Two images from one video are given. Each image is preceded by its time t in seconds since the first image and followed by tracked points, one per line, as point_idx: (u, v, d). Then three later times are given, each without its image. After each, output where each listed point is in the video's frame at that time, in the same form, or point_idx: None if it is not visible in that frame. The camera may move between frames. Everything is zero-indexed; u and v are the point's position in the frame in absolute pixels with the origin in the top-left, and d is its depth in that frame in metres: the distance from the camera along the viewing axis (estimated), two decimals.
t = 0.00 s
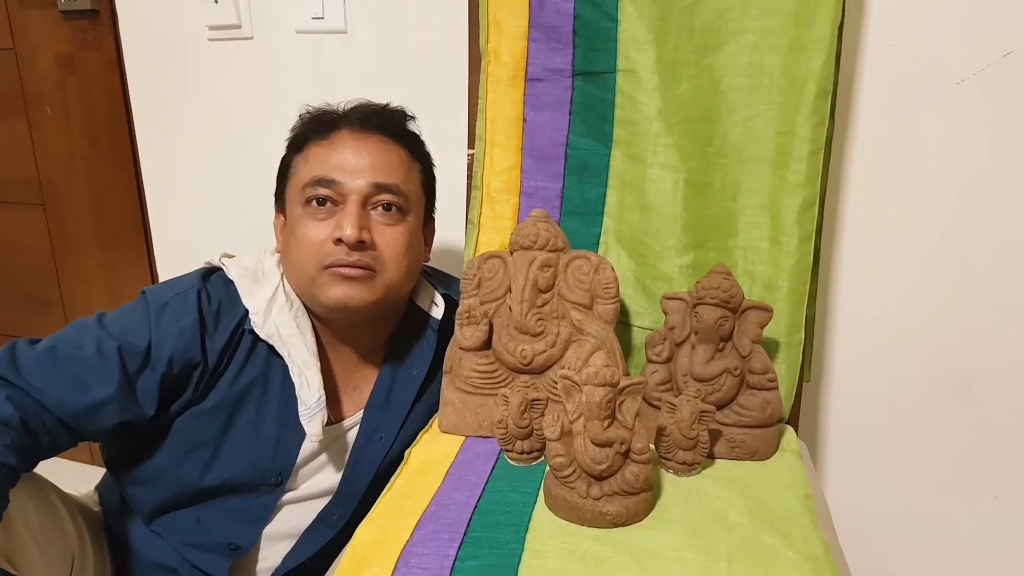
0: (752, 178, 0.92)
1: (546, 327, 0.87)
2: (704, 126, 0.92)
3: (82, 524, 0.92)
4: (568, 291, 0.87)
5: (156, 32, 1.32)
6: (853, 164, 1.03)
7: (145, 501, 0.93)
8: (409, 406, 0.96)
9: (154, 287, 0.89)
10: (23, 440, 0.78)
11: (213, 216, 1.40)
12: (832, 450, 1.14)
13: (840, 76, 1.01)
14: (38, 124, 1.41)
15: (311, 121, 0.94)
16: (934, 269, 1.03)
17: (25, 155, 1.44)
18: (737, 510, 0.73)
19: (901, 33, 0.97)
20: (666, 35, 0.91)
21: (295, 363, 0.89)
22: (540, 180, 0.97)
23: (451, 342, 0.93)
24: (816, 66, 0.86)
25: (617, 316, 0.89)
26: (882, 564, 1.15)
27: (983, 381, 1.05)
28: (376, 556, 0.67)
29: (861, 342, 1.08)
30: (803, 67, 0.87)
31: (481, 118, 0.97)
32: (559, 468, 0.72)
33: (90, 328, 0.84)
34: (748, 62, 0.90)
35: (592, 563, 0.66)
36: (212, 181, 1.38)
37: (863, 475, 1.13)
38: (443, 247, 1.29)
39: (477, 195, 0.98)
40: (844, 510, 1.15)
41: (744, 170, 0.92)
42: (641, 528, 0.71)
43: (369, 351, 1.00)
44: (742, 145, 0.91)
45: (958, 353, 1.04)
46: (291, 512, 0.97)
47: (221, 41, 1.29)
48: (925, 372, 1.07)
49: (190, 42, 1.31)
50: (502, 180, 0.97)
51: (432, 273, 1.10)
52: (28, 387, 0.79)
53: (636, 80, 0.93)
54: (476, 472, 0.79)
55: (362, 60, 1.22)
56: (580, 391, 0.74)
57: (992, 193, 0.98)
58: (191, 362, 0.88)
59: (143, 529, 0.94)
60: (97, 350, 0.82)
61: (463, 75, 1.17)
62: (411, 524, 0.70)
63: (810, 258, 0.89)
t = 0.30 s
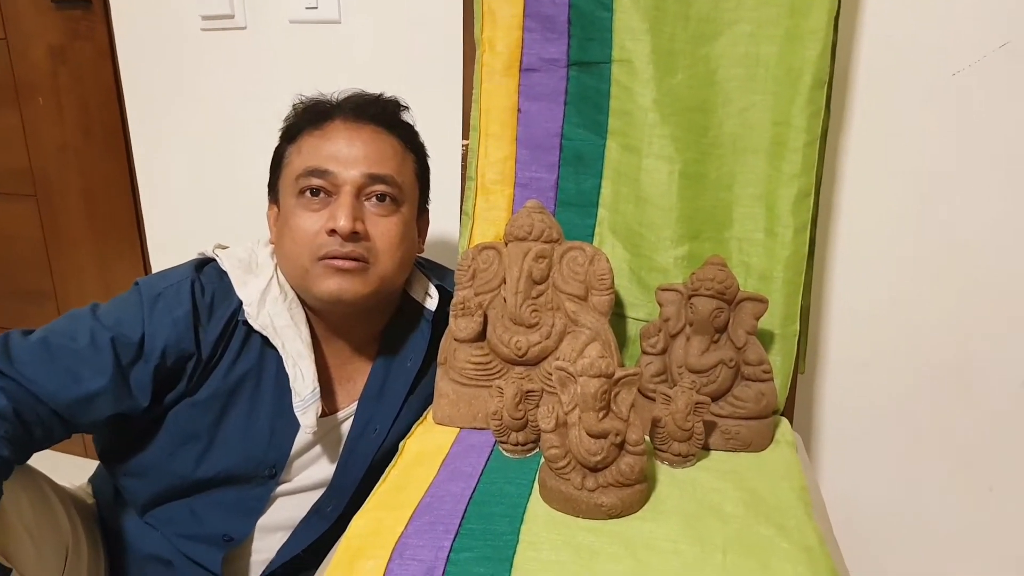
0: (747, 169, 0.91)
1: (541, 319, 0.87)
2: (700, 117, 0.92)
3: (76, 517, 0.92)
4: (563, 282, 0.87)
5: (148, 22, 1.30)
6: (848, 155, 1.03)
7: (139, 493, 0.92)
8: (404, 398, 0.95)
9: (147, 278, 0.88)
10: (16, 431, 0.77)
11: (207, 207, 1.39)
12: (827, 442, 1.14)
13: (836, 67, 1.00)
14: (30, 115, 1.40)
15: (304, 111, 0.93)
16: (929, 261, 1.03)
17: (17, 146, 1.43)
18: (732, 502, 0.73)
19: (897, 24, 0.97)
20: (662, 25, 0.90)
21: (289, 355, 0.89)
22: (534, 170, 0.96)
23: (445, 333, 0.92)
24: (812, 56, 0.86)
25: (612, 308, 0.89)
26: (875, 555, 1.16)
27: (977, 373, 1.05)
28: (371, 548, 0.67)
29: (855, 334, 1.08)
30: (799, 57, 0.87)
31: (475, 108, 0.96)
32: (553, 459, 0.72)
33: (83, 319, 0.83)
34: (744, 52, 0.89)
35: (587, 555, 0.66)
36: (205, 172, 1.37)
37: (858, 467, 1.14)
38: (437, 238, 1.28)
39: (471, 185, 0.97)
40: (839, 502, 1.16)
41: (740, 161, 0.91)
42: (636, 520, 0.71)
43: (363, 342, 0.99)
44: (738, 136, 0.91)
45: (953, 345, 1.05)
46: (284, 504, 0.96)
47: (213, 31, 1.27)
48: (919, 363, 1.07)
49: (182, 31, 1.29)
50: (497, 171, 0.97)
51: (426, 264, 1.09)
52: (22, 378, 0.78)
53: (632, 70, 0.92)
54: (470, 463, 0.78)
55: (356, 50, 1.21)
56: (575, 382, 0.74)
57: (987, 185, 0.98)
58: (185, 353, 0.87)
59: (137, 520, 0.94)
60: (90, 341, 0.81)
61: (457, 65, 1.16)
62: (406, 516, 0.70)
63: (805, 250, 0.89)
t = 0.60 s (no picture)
0: (742, 167, 0.91)
1: (537, 318, 0.87)
2: (694, 115, 0.92)
3: (70, 518, 0.91)
4: (558, 281, 0.87)
5: (142, 21, 1.30)
6: (842, 153, 1.03)
7: (132, 489, 0.92)
8: (397, 394, 0.95)
9: (140, 274, 0.88)
10: (11, 432, 0.77)
11: (201, 206, 1.38)
12: (822, 439, 1.14)
13: (830, 65, 1.00)
14: (23, 115, 1.39)
15: (305, 108, 0.93)
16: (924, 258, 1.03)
17: (10, 146, 1.42)
18: (728, 500, 0.73)
19: (891, 22, 0.97)
20: (656, 24, 0.90)
21: (284, 349, 0.88)
22: (529, 169, 0.96)
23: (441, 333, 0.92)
24: (806, 54, 0.86)
25: (608, 307, 0.89)
26: (872, 552, 1.16)
27: (972, 370, 1.05)
28: (365, 549, 0.66)
29: (850, 331, 1.08)
30: (792, 55, 0.87)
31: (470, 107, 0.96)
32: (549, 458, 0.72)
33: (76, 317, 0.82)
34: (738, 51, 0.89)
35: (584, 554, 0.66)
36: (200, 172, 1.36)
37: (854, 463, 1.14)
38: (432, 236, 1.28)
39: (466, 184, 0.97)
40: (836, 499, 1.16)
41: (735, 159, 0.91)
42: (632, 519, 0.71)
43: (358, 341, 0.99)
44: (732, 135, 0.91)
45: (948, 342, 1.05)
46: (277, 501, 0.95)
47: (207, 30, 1.27)
48: (914, 361, 1.07)
49: (176, 31, 1.29)
50: (491, 170, 0.97)
51: (421, 262, 1.09)
52: (15, 378, 0.78)
53: (626, 69, 0.92)
54: (466, 463, 0.78)
55: (350, 49, 1.21)
56: (571, 381, 0.74)
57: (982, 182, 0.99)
58: (180, 349, 0.87)
59: (130, 518, 0.93)
60: (84, 339, 0.81)
61: (452, 63, 1.16)
62: (402, 516, 0.70)
63: (800, 248, 0.89)
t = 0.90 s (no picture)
0: (742, 163, 0.91)
1: (535, 314, 0.86)
2: (694, 111, 0.91)
3: (66, 511, 0.91)
4: (557, 277, 0.87)
5: (139, 16, 1.30)
6: (842, 150, 1.03)
7: (131, 484, 0.91)
8: (394, 386, 0.95)
9: (130, 268, 0.89)
10: None
11: (199, 200, 1.38)
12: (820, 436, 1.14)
13: (830, 62, 1.00)
14: (19, 110, 1.38)
15: (294, 115, 0.86)
16: (923, 256, 1.03)
17: (6, 142, 1.41)
18: (727, 496, 0.73)
19: (891, 19, 0.97)
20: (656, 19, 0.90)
21: (273, 351, 0.89)
22: (528, 165, 0.96)
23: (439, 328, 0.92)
24: (806, 50, 0.86)
25: (607, 302, 0.89)
26: (869, 549, 1.16)
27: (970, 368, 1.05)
28: (363, 543, 0.66)
29: (849, 329, 1.08)
30: (792, 51, 0.87)
31: (468, 102, 0.96)
32: (548, 453, 0.72)
33: (62, 309, 0.83)
34: (738, 47, 0.89)
35: (582, 549, 0.66)
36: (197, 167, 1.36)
37: (852, 460, 1.14)
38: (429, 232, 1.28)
39: (465, 180, 0.97)
40: (833, 496, 1.16)
41: (734, 156, 0.91)
42: (631, 514, 0.71)
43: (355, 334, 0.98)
44: (732, 131, 0.91)
45: (946, 340, 1.05)
46: (278, 493, 0.95)
47: (204, 25, 1.26)
48: (912, 358, 1.07)
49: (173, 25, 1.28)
50: (490, 165, 0.96)
51: (418, 258, 1.09)
52: None
53: (626, 64, 0.92)
54: (464, 458, 0.78)
55: (348, 44, 1.20)
56: (570, 376, 0.74)
57: (982, 179, 0.98)
58: (163, 341, 0.87)
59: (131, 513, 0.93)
60: (66, 328, 0.81)
61: (450, 59, 1.16)
62: (400, 510, 0.69)
63: (799, 245, 0.89)
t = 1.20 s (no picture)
0: (740, 157, 0.91)
1: (533, 308, 0.86)
2: (692, 105, 0.91)
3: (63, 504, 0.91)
4: (555, 272, 0.87)
5: (137, 9, 1.29)
6: (840, 144, 1.03)
7: (124, 482, 0.91)
8: (392, 382, 0.95)
9: (109, 263, 0.89)
10: None
11: (199, 196, 1.38)
12: (817, 429, 1.14)
13: (829, 56, 1.00)
14: (15, 106, 1.35)
15: (311, 90, 0.92)
16: (921, 250, 1.03)
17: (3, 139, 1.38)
18: (725, 489, 0.73)
19: (890, 13, 0.97)
20: (654, 13, 0.90)
21: (270, 344, 0.88)
22: (526, 159, 0.95)
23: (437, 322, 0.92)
24: (805, 44, 0.86)
25: (604, 297, 0.89)
26: (866, 542, 1.16)
27: (966, 361, 1.05)
28: (363, 538, 0.66)
29: (847, 323, 1.08)
30: (790, 44, 0.86)
31: (465, 97, 0.96)
32: (546, 448, 0.72)
33: (38, 303, 0.84)
34: (736, 40, 0.89)
35: (580, 542, 0.66)
36: (194, 162, 1.36)
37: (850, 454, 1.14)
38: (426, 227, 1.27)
39: (462, 174, 0.97)
40: (830, 489, 1.16)
41: (732, 149, 0.91)
42: (629, 508, 0.71)
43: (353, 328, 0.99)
44: (730, 125, 0.91)
45: (943, 334, 1.05)
46: (275, 491, 0.95)
47: (201, 19, 1.26)
48: (909, 352, 1.07)
49: (169, 19, 1.28)
50: (487, 160, 0.96)
51: (415, 252, 1.09)
52: None
53: (624, 58, 0.92)
54: (463, 453, 0.78)
55: (346, 38, 1.20)
56: (568, 371, 0.74)
57: (978, 172, 0.99)
58: (130, 331, 0.86)
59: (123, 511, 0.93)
60: (34, 317, 0.82)
61: (448, 52, 1.15)
62: (398, 505, 0.69)
63: (797, 239, 0.89)
